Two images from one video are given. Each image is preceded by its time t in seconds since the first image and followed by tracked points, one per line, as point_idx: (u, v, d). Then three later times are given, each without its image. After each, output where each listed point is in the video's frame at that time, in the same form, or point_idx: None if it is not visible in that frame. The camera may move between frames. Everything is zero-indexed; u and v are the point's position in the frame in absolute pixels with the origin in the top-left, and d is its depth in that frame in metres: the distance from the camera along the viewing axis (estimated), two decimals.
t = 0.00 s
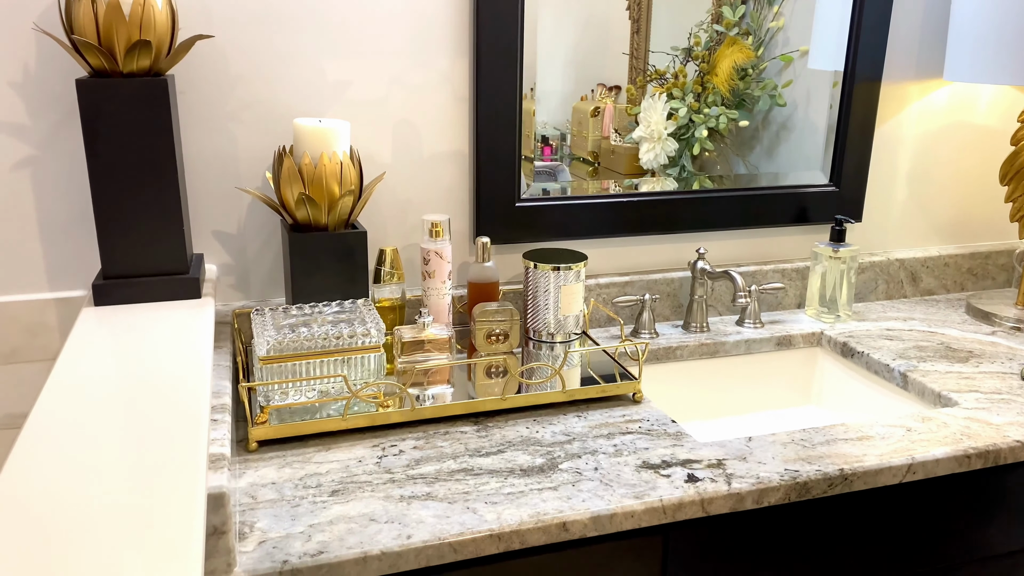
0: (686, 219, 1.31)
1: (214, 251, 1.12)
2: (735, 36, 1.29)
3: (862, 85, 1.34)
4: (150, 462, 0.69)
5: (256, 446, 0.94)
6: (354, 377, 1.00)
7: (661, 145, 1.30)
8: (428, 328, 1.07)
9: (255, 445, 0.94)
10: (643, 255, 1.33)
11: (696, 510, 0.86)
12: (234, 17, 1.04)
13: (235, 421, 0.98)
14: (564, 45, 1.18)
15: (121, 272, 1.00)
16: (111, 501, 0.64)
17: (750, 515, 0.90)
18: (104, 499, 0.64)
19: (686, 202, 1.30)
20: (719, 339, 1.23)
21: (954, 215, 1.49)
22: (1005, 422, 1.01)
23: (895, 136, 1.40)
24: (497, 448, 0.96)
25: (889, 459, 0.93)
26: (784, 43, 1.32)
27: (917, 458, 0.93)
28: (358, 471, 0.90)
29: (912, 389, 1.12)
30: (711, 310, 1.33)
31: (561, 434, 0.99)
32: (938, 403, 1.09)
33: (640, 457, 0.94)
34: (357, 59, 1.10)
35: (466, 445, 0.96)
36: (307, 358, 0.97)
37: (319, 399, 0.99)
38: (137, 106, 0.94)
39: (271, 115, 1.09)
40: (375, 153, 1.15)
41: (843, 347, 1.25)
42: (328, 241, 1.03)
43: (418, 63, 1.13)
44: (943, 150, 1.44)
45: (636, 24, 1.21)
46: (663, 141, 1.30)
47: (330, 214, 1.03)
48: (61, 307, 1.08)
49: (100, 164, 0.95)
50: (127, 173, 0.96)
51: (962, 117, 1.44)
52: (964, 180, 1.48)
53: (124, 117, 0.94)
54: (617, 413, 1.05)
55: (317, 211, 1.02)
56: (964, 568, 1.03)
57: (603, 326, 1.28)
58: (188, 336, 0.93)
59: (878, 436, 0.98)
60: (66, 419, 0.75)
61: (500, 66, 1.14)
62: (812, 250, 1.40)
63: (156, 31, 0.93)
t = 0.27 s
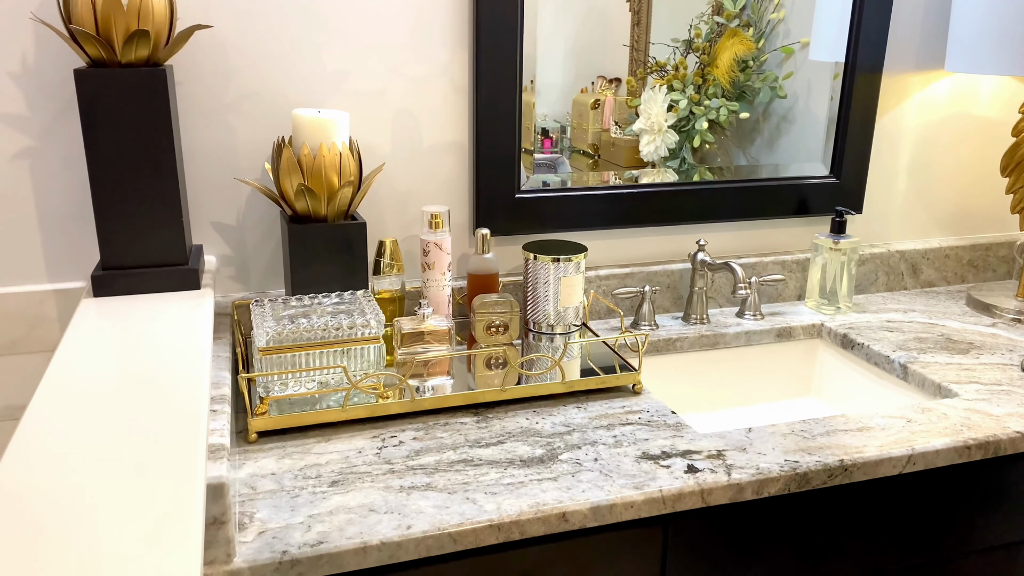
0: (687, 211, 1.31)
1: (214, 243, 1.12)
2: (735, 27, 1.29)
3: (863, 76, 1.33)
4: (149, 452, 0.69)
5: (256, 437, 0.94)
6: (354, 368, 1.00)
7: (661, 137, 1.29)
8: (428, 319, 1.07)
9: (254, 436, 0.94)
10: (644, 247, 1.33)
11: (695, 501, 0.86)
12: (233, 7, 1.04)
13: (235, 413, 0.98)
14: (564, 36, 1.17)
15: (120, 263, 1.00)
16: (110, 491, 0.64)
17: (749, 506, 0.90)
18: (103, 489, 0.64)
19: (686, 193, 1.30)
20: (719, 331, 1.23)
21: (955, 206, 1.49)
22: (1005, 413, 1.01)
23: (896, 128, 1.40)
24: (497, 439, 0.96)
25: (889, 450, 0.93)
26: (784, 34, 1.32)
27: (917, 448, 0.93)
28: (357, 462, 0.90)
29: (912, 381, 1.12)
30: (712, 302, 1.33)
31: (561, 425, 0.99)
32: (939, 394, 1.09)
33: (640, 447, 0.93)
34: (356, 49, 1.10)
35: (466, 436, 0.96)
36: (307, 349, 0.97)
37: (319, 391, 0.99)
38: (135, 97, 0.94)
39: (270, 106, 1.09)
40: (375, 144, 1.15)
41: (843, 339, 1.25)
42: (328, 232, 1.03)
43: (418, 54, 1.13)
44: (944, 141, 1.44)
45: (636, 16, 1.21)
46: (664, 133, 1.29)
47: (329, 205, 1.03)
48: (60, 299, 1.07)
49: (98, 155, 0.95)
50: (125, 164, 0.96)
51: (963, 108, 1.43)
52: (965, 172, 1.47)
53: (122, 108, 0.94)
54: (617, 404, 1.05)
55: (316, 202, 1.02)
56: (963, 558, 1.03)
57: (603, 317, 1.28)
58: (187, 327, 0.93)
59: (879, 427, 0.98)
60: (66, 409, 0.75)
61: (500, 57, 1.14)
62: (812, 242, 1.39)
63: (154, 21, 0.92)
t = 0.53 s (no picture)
0: (688, 203, 1.30)
1: (214, 234, 1.12)
2: (736, 19, 1.28)
3: (865, 67, 1.33)
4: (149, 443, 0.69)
5: (257, 427, 0.94)
6: (354, 359, 1.00)
7: (662, 129, 1.29)
8: (429, 311, 1.07)
9: (255, 427, 0.93)
10: (645, 238, 1.32)
11: (697, 491, 0.85)
12: None
13: (236, 404, 0.98)
14: (564, 26, 1.17)
15: (120, 255, 1.00)
16: (110, 481, 0.64)
17: (750, 497, 0.90)
18: (103, 479, 0.64)
19: (687, 185, 1.29)
20: (719, 323, 1.23)
21: (957, 198, 1.49)
22: (1007, 403, 1.01)
23: (897, 119, 1.40)
24: (498, 430, 0.95)
25: (890, 440, 0.92)
26: (785, 25, 1.31)
27: (918, 439, 0.93)
28: (358, 453, 0.90)
29: (913, 372, 1.12)
30: (712, 293, 1.33)
31: (561, 416, 0.99)
32: (940, 385, 1.09)
33: (641, 438, 0.93)
34: (356, 39, 1.10)
35: (466, 427, 0.96)
36: (307, 340, 0.97)
37: (320, 381, 0.99)
38: (135, 88, 0.93)
39: (270, 97, 1.08)
40: (375, 135, 1.15)
41: (844, 330, 1.24)
42: (328, 223, 1.03)
43: (418, 44, 1.13)
44: (946, 132, 1.43)
45: (636, 8, 1.20)
46: (665, 125, 1.29)
47: (330, 196, 1.03)
48: (60, 290, 1.07)
49: (97, 146, 0.95)
50: (125, 155, 0.96)
51: (966, 99, 1.43)
52: (967, 163, 1.47)
53: (122, 99, 0.93)
54: (618, 395, 1.05)
55: (316, 193, 1.01)
56: (964, 549, 1.03)
57: (603, 309, 1.28)
58: (188, 318, 0.93)
59: (880, 418, 0.98)
60: (66, 400, 0.75)
61: (500, 48, 1.13)
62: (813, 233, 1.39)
63: (153, 11, 0.92)
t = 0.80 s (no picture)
0: (689, 194, 1.30)
1: (214, 226, 1.12)
2: (738, 10, 1.27)
3: (866, 58, 1.32)
4: (149, 434, 0.69)
5: (257, 419, 0.94)
6: (355, 351, 1.00)
7: (663, 121, 1.29)
8: (429, 302, 1.07)
9: (256, 418, 0.93)
10: (645, 230, 1.32)
11: (697, 482, 0.85)
12: None
13: (236, 395, 0.98)
14: (565, 17, 1.16)
15: (120, 246, 1.00)
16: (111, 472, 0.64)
17: (751, 488, 0.90)
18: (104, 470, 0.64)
19: (689, 176, 1.29)
20: (720, 315, 1.23)
21: (959, 189, 1.48)
22: (1008, 394, 1.01)
23: (899, 110, 1.39)
24: (499, 421, 0.95)
25: (891, 431, 0.92)
26: (787, 17, 1.30)
27: (919, 430, 0.93)
28: (359, 444, 0.90)
29: (915, 363, 1.12)
30: (714, 285, 1.32)
31: (562, 407, 0.99)
32: (942, 376, 1.08)
33: (642, 429, 0.93)
34: (356, 30, 1.09)
35: (467, 418, 0.96)
36: (308, 332, 0.97)
37: (321, 373, 0.99)
38: (134, 79, 0.93)
39: (269, 88, 1.08)
40: (375, 126, 1.14)
41: (845, 322, 1.24)
42: (328, 215, 1.03)
43: (418, 35, 1.12)
44: (947, 123, 1.43)
45: None
46: (666, 117, 1.29)
47: (330, 187, 1.03)
48: (60, 282, 1.07)
49: (97, 138, 0.94)
50: (124, 147, 0.96)
51: (968, 89, 1.42)
52: (969, 154, 1.47)
53: (121, 90, 0.93)
54: (619, 386, 1.04)
55: (316, 184, 1.01)
56: (964, 539, 1.03)
57: (604, 301, 1.28)
58: (188, 309, 0.93)
59: (881, 409, 0.98)
60: (67, 391, 0.75)
61: (501, 39, 1.13)
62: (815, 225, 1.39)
63: (152, 1, 0.92)
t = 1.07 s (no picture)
0: (690, 186, 1.30)
1: (214, 218, 1.11)
2: (739, 2, 1.27)
3: (868, 50, 1.32)
4: (150, 425, 0.69)
5: (258, 410, 0.94)
6: (355, 343, 1.00)
7: (664, 114, 1.28)
8: (430, 295, 1.07)
9: (256, 410, 0.93)
10: (646, 222, 1.32)
11: (698, 473, 0.85)
12: None
13: (237, 387, 0.98)
14: (566, 8, 1.16)
15: (120, 239, 1.00)
16: (111, 464, 0.64)
17: (751, 479, 0.90)
18: (104, 461, 0.64)
19: (690, 168, 1.29)
20: (721, 307, 1.23)
21: (960, 181, 1.48)
22: (1009, 386, 1.01)
23: (901, 102, 1.39)
24: (499, 412, 0.95)
25: (892, 423, 0.92)
26: (788, 8, 1.29)
27: (920, 422, 0.93)
28: (360, 436, 0.90)
29: (915, 355, 1.12)
30: (714, 278, 1.32)
31: (563, 399, 0.99)
32: (942, 368, 1.08)
33: (642, 421, 0.93)
34: (356, 21, 1.09)
35: (468, 409, 0.96)
36: (308, 324, 0.97)
37: (321, 365, 0.99)
38: (133, 71, 0.93)
39: (269, 80, 1.08)
40: (375, 118, 1.14)
41: (846, 314, 1.24)
42: (328, 207, 1.03)
43: (418, 26, 1.12)
44: (949, 115, 1.43)
45: None
46: (667, 110, 1.28)
47: (330, 179, 1.03)
48: (61, 274, 1.07)
49: (96, 131, 0.94)
50: (123, 139, 0.96)
51: (970, 81, 1.42)
52: (971, 146, 1.46)
53: (120, 82, 0.93)
54: (619, 378, 1.05)
55: (316, 176, 1.01)
56: (964, 531, 1.03)
57: (604, 294, 1.28)
58: (188, 302, 0.92)
59: (882, 400, 0.98)
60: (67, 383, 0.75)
61: (501, 30, 1.12)
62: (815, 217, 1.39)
63: None
